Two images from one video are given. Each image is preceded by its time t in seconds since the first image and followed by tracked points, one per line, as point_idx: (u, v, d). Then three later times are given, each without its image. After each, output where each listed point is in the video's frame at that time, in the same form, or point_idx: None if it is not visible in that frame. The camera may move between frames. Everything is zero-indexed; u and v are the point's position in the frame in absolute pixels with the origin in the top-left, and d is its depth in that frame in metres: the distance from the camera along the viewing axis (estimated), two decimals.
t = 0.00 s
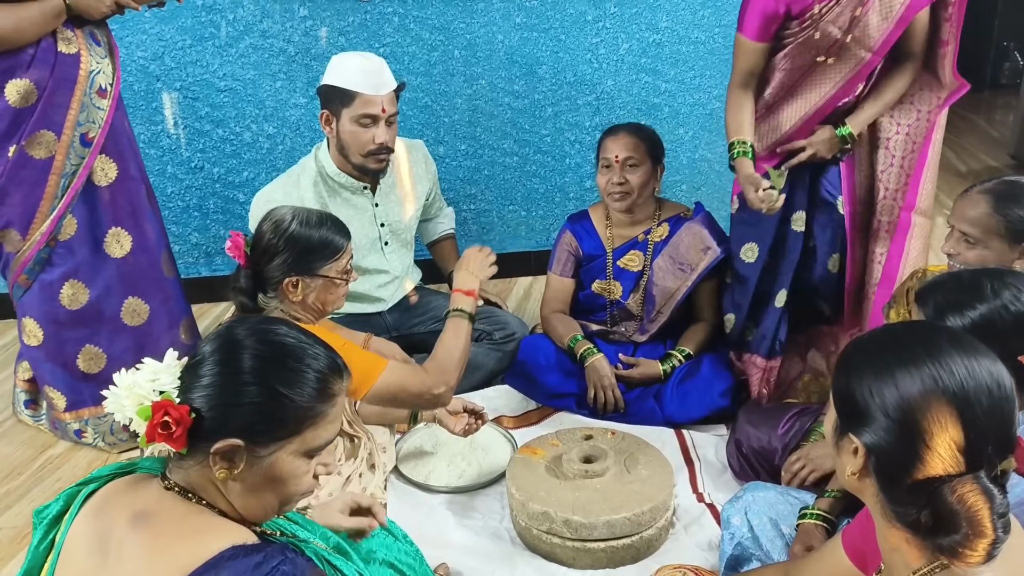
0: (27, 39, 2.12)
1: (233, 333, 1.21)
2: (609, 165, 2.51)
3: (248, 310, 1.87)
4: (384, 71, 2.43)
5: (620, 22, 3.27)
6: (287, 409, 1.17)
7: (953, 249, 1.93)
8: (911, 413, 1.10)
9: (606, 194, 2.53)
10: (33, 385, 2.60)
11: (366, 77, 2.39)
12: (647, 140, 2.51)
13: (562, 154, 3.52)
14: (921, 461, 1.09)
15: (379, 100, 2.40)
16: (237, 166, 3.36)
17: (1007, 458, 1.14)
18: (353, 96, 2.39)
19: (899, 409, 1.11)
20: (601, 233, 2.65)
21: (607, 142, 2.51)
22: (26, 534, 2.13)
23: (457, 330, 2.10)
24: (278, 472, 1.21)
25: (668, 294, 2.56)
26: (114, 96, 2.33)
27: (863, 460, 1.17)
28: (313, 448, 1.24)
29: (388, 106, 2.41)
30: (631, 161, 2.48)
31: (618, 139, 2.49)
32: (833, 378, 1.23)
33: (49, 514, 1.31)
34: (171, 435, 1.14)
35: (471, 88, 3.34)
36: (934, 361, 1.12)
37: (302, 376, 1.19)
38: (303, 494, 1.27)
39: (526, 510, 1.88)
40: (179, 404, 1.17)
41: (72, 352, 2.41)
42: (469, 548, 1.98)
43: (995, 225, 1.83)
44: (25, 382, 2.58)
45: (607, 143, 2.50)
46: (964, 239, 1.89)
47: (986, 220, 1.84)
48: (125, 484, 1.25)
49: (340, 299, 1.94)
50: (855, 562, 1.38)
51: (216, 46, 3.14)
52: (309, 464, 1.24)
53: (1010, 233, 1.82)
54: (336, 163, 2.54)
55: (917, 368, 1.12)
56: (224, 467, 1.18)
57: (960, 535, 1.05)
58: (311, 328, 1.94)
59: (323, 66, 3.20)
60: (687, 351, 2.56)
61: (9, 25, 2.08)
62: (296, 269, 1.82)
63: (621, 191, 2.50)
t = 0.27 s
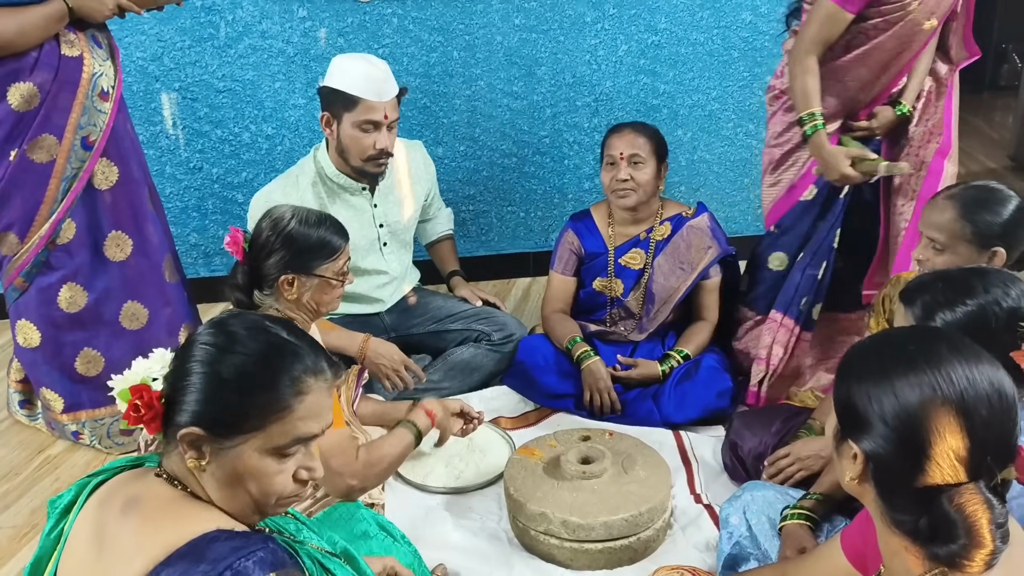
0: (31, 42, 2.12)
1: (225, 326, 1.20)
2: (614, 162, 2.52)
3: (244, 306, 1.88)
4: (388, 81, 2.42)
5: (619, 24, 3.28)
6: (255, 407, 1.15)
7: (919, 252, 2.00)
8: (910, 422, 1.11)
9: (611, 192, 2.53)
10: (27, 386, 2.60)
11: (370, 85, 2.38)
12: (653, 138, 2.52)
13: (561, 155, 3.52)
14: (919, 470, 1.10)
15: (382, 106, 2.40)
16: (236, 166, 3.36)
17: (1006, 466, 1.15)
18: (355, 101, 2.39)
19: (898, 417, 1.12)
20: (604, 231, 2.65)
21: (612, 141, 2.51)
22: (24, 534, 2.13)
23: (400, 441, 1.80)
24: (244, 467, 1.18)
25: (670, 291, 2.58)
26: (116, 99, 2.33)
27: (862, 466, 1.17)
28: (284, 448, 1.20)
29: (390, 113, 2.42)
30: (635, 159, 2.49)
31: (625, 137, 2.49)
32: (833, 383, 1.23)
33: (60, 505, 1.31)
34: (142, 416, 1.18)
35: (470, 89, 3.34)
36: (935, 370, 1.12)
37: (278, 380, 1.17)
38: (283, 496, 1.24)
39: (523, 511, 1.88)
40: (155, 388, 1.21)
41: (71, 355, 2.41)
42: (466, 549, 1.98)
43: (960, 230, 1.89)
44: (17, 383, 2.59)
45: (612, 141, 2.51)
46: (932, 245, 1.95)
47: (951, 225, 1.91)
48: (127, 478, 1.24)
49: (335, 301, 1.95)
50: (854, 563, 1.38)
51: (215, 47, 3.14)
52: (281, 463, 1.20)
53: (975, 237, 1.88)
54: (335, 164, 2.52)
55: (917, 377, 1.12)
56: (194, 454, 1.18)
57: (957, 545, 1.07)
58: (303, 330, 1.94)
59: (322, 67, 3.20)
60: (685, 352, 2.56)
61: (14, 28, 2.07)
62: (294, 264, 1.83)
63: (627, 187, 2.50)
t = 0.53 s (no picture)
0: (33, 44, 2.12)
1: (224, 335, 1.19)
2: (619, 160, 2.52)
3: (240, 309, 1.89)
4: (390, 84, 2.43)
5: (619, 24, 3.28)
6: (230, 414, 1.14)
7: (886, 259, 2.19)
8: (912, 427, 1.11)
9: (615, 190, 2.53)
10: (19, 390, 2.58)
11: (372, 87, 2.37)
12: (659, 138, 2.53)
13: (561, 156, 3.52)
14: (921, 476, 1.10)
15: (383, 109, 2.40)
16: (236, 166, 3.36)
17: (1010, 474, 1.14)
18: (357, 103, 2.38)
19: (900, 421, 1.12)
20: (607, 229, 2.68)
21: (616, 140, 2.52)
22: (23, 535, 2.13)
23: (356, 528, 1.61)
24: (217, 476, 1.16)
25: (673, 287, 2.58)
26: (116, 102, 2.33)
27: (865, 469, 1.18)
28: (259, 458, 1.17)
29: (391, 115, 2.42)
30: (640, 158, 2.49)
31: (629, 136, 2.50)
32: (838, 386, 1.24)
33: (74, 493, 1.32)
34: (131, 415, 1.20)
35: (470, 90, 3.34)
36: (939, 375, 1.12)
37: (260, 394, 1.15)
38: (264, 510, 1.21)
39: (523, 512, 1.88)
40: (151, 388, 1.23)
41: (70, 359, 2.41)
42: (465, 550, 1.98)
43: (917, 234, 2.10)
44: (8, 388, 2.55)
45: (618, 140, 2.52)
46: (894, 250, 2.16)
47: (908, 230, 2.11)
48: (138, 473, 1.26)
49: (335, 304, 1.94)
50: (852, 563, 1.38)
51: (215, 47, 3.14)
52: (259, 474, 1.18)
53: (933, 242, 2.08)
54: (335, 165, 2.52)
55: (921, 381, 1.12)
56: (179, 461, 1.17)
57: (959, 551, 1.05)
58: (301, 336, 1.94)
59: (322, 67, 3.20)
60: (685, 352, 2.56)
61: (15, 30, 2.07)
62: (291, 273, 1.83)
63: (631, 185, 2.50)
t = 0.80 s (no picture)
0: (38, 44, 2.11)
1: (235, 341, 1.19)
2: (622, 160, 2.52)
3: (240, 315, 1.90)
4: (391, 84, 2.43)
5: (620, 26, 3.28)
6: (249, 420, 1.15)
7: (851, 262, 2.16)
8: (913, 433, 1.11)
9: (619, 189, 2.53)
10: (17, 393, 2.58)
11: (372, 89, 2.38)
12: (662, 138, 2.53)
13: (561, 157, 3.51)
14: (923, 484, 1.10)
15: (383, 111, 2.40)
16: (236, 167, 3.36)
17: (1012, 481, 1.14)
18: (358, 103, 2.38)
19: (902, 428, 1.12)
20: (610, 228, 2.67)
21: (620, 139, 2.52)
22: (23, 535, 2.12)
23: None
24: (242, 481, 1.18)
25: (674, 288, 2.58)
26: (121, 102, 2.33)
27: (866, 475, 1.18)
28: (282, 462, 1.19)
29: (391, 116, 2.42)
30: (643, 157, 2.49)
31: (632, 136, 2.50)
32: (841, 391, 1.23)
33: (79, 489, 1.35)
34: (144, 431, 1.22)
35: (470, 91, 3.34)
36: (942, 383, 1.12)
37: (279, 397, 1.16)
38: (290, 512, 1.24)
39: (523, 513, 1.87)
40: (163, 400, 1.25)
41: (74, 360, 2.41)
42: (466, 551, 1.98)
43: (886, 236, 2.08)
44: (8, 390, 2.55)
45: (621, 139, 2.52)
46: (862, 253, 2.14)
47: (878, 232, 2.09)
48: (144, 472, 1.26)
49: (341, 302, 1.95)
50: (853, 565, 1.38)
51: (215, 47, 3.14)
52: (281, 477, 1.20)
53: (901, 243, 2.07)
54: (336, 166, 2.52)
55: (925, 389, 1.12)
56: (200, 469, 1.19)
57: (958, 561, 1.06)
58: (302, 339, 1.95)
59: (323, 67, 3.20)
60: (687, 352, 2.55)
61: (22, 29, 2.06)
62: (287, 279, 1.83)
63: (634, 185, 2.50)
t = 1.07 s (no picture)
0: (45, 37, 2.11)
1: (250, 331, 1.20)
2: (623, 160, 2.51)
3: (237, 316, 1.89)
4: (394, 87, 2.42)
5: (621, 26, 3.28)
6: (285, 407, 1.16)
7: (848, 261, 2.02)
8: (917, 436, 1.11)
9: (620, 188, 2.53)
10: (19, 388, 2.58)
11: (373, 91, 2.37)
12: (662, 138, 2.52)
13: (562, 157, 3.51)
14: (927, 487, 1.10)
15: (385, 113, 2.40)
16: (237, 166, 3.36)
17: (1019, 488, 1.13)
18: (358, 103, 2.38)
19: (907, 431, 1.12)
20: (611, 226, 2.66)
21: (620, 139, 2.50)
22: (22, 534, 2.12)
23: None
24: (274, 470, 1.20)
25: (675, 288, 2.58)
26: (128, 95, 2.32)
27: (869, 476, 1.18)
28: (316, 447, 1.22)
29: (392, 118, 2.42)
30: (643, 156, 2.49)
31: (633, 136, 2.49)
32: (848, 392, 1.23)
33: (92, 482, 1.36)
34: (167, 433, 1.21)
35: (471, 90, 3.34)
36: (949, 386, 1.11)
37: (298, 385, 1.17)
38: (319, 494, 1.27)
39: (523, 513, 1.87)
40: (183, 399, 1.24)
41: (79, 352, 2.42)
42: (466, 551, 1.98)
43: (888, 233, 1.95)
44: (8, 386, 2.55)
45: (622, 138, 2.51)
46: (859, 251, 2.00)
47: (879, 230, 1.96)
48: (158, 467, 1.27)
49: (338, 299, 1.95)
50: (854, 564, 1.38)
51: (216, 46, 3.14)
52: (312, 463, 1.23)
53: (901, 240, 1.95)
54: (335, 165, 2.51)
55: (930, 392, 1.12)
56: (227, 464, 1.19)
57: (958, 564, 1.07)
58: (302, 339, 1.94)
59: (323, 66, 3.20)
60: (688, 351, 2.55)
61: (30, 21, 2.06)
62: (284, 280, 1.83)
63: (635, 184, 2.50)
